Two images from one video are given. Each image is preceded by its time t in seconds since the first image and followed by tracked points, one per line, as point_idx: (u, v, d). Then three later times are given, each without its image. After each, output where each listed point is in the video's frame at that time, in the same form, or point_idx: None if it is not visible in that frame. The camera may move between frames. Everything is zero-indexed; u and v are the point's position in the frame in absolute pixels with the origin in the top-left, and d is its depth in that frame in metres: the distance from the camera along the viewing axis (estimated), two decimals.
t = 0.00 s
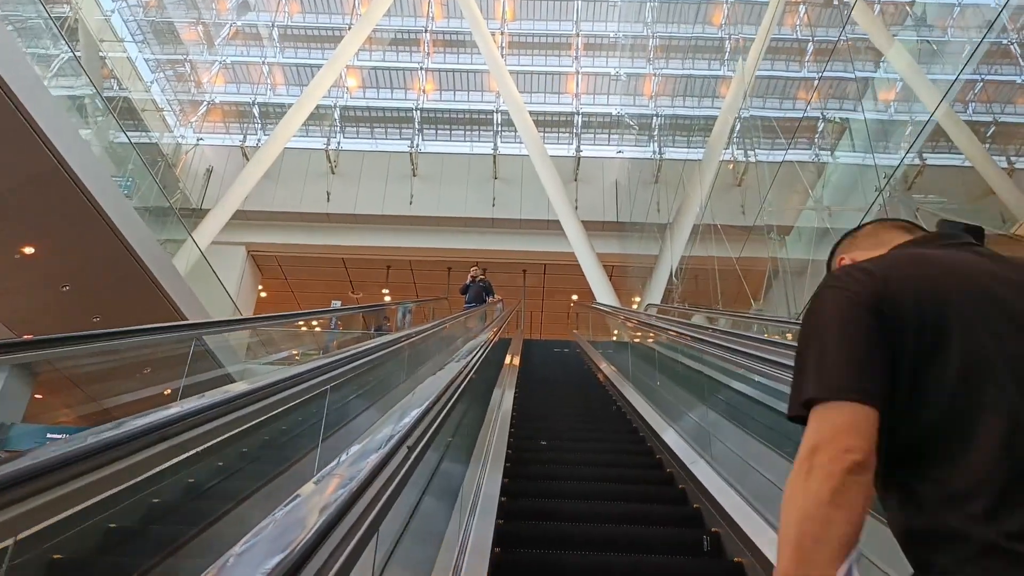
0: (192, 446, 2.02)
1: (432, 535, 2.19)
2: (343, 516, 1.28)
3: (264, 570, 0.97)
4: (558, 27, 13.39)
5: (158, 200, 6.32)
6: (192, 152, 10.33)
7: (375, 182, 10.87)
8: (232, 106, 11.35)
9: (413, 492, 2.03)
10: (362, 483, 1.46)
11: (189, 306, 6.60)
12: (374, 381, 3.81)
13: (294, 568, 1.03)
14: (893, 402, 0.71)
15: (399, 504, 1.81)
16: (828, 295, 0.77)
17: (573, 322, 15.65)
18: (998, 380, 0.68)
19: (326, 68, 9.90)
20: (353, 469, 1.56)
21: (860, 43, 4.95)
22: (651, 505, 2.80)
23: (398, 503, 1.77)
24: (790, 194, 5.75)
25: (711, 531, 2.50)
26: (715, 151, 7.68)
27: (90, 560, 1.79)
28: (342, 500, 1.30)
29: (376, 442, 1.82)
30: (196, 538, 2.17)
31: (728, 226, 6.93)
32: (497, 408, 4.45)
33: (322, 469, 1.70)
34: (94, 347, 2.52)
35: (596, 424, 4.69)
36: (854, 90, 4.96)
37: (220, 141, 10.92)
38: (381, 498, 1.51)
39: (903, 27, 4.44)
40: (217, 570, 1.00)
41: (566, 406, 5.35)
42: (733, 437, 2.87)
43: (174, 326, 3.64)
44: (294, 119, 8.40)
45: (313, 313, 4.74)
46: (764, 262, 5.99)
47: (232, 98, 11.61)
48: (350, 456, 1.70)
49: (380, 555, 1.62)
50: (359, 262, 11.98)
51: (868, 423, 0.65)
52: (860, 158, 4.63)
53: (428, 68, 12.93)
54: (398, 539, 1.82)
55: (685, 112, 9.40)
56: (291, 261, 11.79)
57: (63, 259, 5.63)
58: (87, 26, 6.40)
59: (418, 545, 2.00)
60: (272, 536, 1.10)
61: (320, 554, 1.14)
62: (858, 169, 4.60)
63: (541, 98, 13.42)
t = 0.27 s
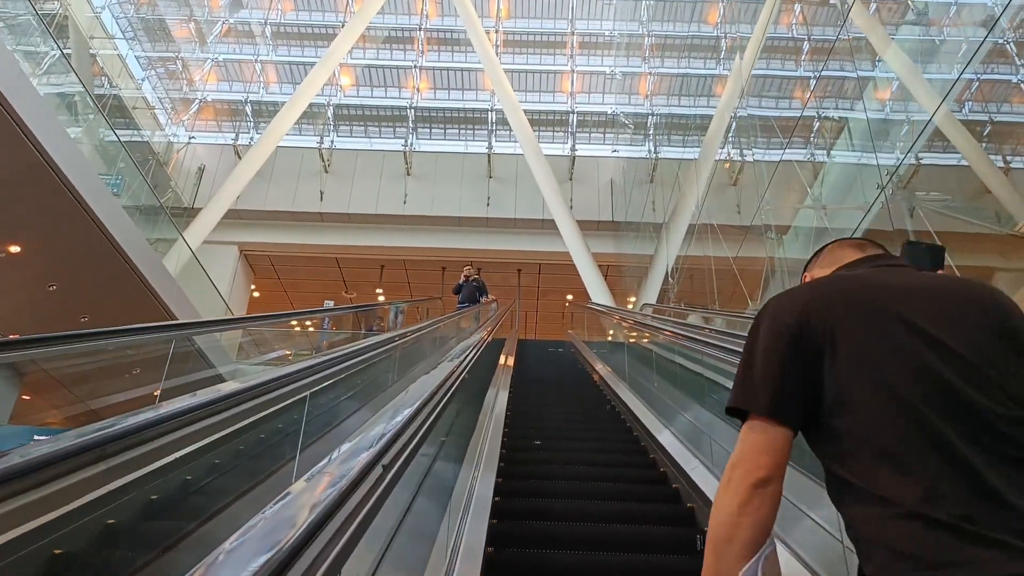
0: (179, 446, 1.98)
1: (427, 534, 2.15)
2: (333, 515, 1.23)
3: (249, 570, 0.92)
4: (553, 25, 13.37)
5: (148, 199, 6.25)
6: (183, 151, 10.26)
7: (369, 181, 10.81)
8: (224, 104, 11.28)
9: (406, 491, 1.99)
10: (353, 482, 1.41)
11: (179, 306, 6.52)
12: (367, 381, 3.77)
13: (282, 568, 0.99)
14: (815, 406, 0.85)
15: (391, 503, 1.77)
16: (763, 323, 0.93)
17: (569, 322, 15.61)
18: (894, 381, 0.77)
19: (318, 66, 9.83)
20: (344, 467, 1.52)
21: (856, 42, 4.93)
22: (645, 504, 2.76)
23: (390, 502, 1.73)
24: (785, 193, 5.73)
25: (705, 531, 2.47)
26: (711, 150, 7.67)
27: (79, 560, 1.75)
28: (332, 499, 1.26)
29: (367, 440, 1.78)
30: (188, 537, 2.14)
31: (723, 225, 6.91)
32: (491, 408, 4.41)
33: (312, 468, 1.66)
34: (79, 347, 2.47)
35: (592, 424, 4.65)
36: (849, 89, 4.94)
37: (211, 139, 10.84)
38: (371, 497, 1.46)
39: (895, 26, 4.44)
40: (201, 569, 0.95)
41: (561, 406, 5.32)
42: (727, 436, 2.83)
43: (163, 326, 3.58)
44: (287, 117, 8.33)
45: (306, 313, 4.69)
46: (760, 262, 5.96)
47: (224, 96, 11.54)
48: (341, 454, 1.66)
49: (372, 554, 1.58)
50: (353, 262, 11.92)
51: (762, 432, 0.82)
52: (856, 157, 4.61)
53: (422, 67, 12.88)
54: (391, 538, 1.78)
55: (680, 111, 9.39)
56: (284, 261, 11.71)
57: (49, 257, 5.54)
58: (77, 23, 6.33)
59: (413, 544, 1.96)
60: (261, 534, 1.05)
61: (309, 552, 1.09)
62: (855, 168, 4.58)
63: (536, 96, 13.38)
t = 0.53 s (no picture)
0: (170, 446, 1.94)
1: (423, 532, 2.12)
2: (329, 514, 1.20)
3: (242, 570, 0.89)
4: (549, 23, 13.33)
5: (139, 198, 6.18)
6: (176, 149, 10.19)
7: (363, 180, 10.75)
8: (217, 102, 11.21)
9: (403, 489, 1.95)
10: (348, 480, 1.38)
11: (171, 305, 6.46)
12: (362, 381, 3.74)
13: (277, 568, 0.95)
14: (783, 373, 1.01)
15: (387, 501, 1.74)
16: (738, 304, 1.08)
17: (565, 321, 15.58)
18: (860, 365, 0.94)
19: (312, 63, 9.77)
20: (338, 465, 1.48)
21: (854, 40, 4.92)
22: (640, 503, 2.73)
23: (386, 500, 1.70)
24: (783, 191, 5.71)
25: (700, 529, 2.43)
26: (708, 148, 7.64)
27: (74, 560, 1.73)
28: (327, 498, 1.22)
29: (363, 439, 1.74)
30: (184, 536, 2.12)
31: (721, 224, 6.88)
32: (486, 408, 4.38)
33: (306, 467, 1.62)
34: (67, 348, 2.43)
35: (589, 424, 4.62)
36: (847, 87, 4.92)
37: (203, 137, 10.77)
38: (367, 495, 1.43)
39: (891, 23, 4.42)
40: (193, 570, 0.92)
41: (557, 406, 5.28)
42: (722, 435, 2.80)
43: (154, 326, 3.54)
44: (280, 115, 8.26)
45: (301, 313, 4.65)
46: (758, 261, 5.94)
47: (218, 94, 11.47)
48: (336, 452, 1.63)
49: (368, 553, 1.55)
50: (348, 261, 11.86)
51: (755, 382, 0.96)
52: (854, 156, 4.59)
53: (417, 64, 12.83)
54: (388, 536, 1.75)
55: (677, 109, 9.37)
56: (278, 260, 11.65)
57: (37, 257, 5.46)
58: (68, 20, 6.27)
59: (410, 544, 1.93)
60: (256, 533, 1.02)
61: (304, 551, 1.06)
62: (853, 167, 4.56)
63: (533, 94, 13.33)
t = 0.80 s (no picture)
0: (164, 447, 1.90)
1: (423, 532, 2.09)
2: (329, 514, 1.16)
3: (244, 570, 0.85)
4: (547, 20, 13.29)
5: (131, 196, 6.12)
6: (170, 146, 10.13)
7: (360, 178, 10.70)
8: (212, 99, 11.15)
9: (402, 488, 1.91)
10: (348, 480, 1.34)
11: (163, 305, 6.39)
12: (359, 380, 3.70)
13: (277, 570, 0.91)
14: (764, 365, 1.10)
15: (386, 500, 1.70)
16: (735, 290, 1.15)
17: (562, 320, 15.54)
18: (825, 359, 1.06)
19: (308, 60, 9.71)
20: (336, 463, 1.44)
21: (853, 37, 4.88)
22: (639, 501, 2.70)
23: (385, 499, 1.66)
24: (782, 189, 5.68)
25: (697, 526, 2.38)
26: (707, 146, 7.61)
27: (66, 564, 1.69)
28: (327, 498, 1.18)
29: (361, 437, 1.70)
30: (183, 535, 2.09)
31: (720, 222, 6.85)
32: (484, 408, 4.35)
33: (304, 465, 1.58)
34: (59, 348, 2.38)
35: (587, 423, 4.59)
36: (847, 84, 4.89)
37: (198, 134, 10.72)
38: (367, 495, 1.39)
39: (891, 20, 4.40)
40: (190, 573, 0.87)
41: (555, 405, 5.25)
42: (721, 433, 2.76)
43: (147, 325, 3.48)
44: (275, 112, 8.20)
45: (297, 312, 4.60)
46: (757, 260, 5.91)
47: (213, 91, 11.40)
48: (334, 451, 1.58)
49: (366, 552, 1.50)
50: (344, 260, 11.81)
51: (764, 356, 1.01)
52: (855, 153, 4.57)
53: (414, 61, 12.78)
54: (387, 535, 1.71)
55: (676, 106, 9.34)
56: (275, 258, 11.59)
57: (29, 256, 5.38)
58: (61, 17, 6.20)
59: (409, 545, 1.89)
60: (255, 533, 0.97)
61: (304, 551, 1.02)
62: (853, 164, 4.53)
63: (530, 92, 13.29)
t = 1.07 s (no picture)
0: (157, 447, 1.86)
1: (419, 533, 2.06)
2: (328, 513, 1.13)
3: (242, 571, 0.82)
4: (543, 17, 13.24)
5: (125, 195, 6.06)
6: (164, 143, 10.07)
7: (356, 175, 10.64)
8: (206, 96, 11.08)
9: (400, 489, 1.88)
10: (347, 479, 1.31)
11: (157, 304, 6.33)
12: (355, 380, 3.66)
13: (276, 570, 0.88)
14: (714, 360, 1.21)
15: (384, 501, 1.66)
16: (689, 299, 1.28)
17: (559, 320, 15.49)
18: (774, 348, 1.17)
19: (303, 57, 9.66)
20: (333, 463, 1.41)
21: (853, 34, 4.86)
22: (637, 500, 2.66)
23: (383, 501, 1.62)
24: (780, 188, 5.66)
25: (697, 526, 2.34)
26: (705, 144, 7.58)
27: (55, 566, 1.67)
28: (326, 498, 1.15)
29: (358, 437, 1.66)
30: (181, 535, 2.05)
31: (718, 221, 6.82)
32: (481, 408, 4.32)
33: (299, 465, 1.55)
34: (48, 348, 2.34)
35: (585, 423, 4.56)
36: (845, 81, 4.87)
37: (192, 131, 10.65)
38: (366, 494, 1.36)
39: (890, 17, 4.38)
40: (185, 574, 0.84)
41: (552, 405, 5.22)
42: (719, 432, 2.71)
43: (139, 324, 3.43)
44: (271, 110, 8.15)
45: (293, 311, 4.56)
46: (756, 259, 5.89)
47: (207, 88, 11.33)
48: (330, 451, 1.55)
49: (362, 556, 1.47)
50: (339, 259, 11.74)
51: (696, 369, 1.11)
52: (853, 152, 4.55)
53: (409, 58, 12.72)
54: (384, 537, 1.68)
55: (674, 105, 9.31)
56: (270, 257, 11.51)
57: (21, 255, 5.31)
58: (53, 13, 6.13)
59: (406, 547, 1.86)
60: (254, 533, 0.94)
61: (303, 550, 0.99)
62: (852, 163, 4.51)
63: (527, 90, 13.24)
